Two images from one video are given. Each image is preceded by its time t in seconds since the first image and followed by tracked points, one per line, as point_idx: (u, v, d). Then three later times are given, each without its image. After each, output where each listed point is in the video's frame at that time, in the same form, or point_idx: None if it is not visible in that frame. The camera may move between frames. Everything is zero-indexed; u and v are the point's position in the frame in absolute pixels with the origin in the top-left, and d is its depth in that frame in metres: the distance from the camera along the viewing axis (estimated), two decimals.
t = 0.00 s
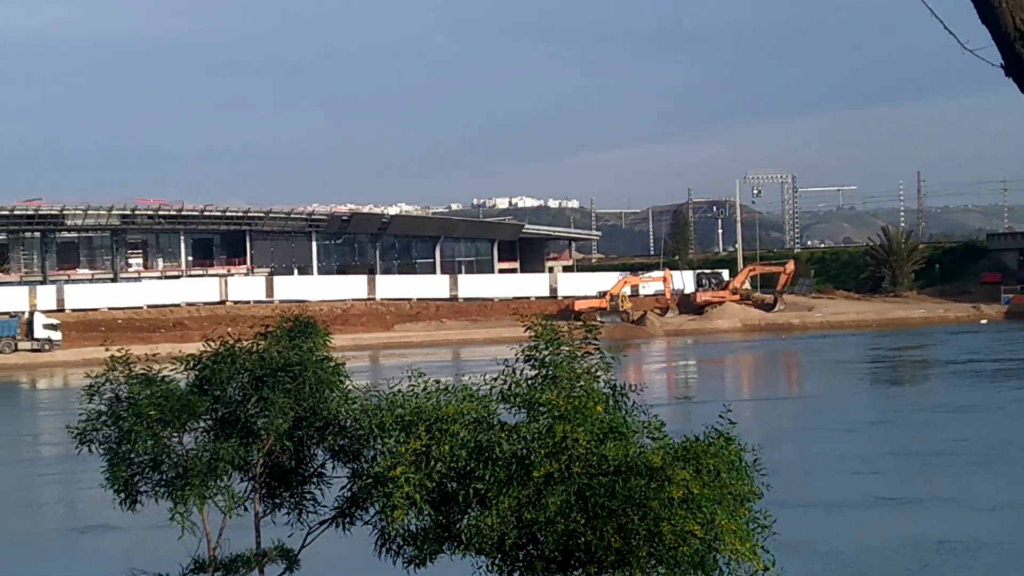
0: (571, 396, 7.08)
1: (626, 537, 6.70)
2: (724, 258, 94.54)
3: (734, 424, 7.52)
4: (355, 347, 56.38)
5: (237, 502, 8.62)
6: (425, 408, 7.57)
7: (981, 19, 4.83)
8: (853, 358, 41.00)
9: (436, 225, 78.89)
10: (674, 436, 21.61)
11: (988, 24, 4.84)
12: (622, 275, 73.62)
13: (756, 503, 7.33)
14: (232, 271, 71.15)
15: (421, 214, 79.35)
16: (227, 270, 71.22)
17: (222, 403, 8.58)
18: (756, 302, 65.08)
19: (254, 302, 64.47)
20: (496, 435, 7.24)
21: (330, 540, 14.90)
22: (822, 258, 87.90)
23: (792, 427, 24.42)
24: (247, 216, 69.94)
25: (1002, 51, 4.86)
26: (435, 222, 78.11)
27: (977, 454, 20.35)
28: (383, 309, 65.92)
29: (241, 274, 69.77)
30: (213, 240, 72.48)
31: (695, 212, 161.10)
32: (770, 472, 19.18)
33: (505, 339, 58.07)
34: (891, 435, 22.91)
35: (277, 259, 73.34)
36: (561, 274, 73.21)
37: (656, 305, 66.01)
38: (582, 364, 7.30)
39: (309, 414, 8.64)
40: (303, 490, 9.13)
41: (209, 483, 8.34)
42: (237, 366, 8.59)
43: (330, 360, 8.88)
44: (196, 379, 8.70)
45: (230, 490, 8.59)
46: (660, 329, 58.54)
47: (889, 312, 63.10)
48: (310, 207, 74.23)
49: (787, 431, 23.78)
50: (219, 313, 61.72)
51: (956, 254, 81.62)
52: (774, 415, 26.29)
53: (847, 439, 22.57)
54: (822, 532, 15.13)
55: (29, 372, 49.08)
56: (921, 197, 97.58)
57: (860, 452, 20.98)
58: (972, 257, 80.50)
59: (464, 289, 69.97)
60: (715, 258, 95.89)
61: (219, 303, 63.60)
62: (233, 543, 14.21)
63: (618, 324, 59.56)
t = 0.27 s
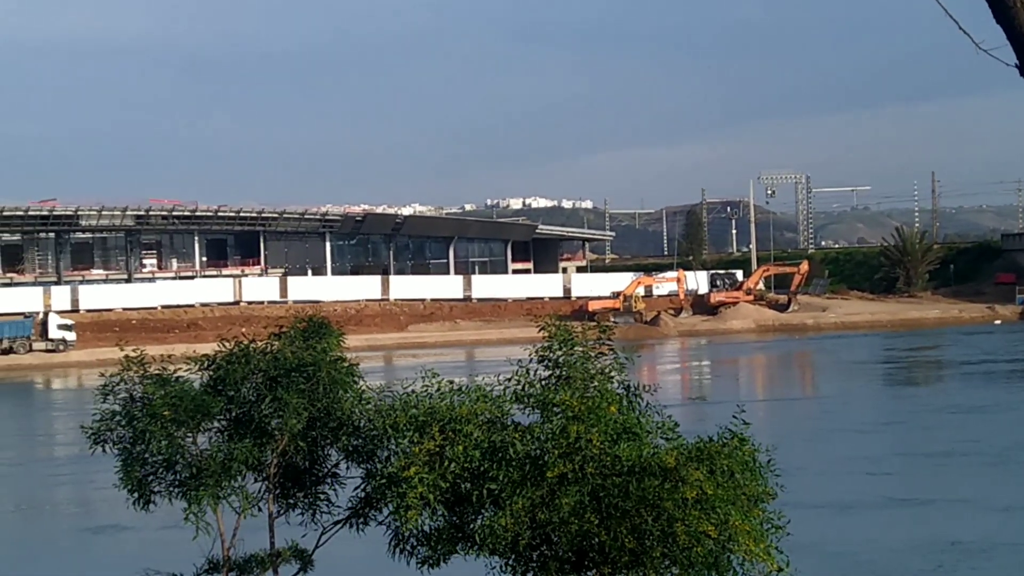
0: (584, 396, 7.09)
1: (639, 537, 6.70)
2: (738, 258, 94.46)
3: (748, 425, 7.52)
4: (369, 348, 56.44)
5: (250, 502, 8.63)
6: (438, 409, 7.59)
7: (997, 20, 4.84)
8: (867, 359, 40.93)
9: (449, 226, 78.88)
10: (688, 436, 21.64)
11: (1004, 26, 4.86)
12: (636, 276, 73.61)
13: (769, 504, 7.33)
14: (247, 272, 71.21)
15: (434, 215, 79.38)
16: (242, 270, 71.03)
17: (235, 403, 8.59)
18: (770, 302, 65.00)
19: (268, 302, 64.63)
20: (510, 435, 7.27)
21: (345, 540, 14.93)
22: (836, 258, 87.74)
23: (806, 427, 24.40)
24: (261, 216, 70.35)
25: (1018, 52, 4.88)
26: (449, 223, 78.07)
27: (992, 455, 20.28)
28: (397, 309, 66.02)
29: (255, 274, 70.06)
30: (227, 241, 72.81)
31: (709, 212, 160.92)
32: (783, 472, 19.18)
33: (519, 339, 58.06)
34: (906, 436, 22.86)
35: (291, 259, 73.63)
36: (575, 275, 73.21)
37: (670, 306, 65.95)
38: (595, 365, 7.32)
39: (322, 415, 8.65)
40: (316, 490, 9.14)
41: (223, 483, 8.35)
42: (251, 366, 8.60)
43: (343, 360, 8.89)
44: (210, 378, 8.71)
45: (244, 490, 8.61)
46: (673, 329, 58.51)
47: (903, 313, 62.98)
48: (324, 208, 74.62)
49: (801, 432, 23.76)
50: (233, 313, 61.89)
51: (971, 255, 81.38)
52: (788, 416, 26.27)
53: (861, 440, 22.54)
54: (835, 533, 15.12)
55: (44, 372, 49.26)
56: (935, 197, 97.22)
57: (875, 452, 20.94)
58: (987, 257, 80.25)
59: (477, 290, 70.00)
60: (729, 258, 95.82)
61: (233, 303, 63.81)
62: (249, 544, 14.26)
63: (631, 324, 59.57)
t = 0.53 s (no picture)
0: (594, 396, 7.11)
1: (648, 537, 6.72)
2: (747, 258, 94.40)
3: (758, 424, 7.53)
4: (377, 348, 56.42)
5: (260, 502, 8.62)
6: (447, 408, 7.61)
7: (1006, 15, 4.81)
8: (876, 359, 40.86)
9: (459, 226, 78.76)
10: (697, 437, 21.66)
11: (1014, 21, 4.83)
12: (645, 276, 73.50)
13: (778, 504, 7.33)
14: (255, 272, 71.34)
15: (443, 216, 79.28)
16: (250, 271, 71.33)
17: (244, 403, 8.59)
18: (779, 302, 64.91)
19: (277, 302, 64.72)
20: (519, 435, 7.29)
21: (355, 540, 14.95)
22: (845, 259, 87.60)
23: (814, 427, 24.38)
24: (270, 216, 70.67)
25: None
26: (457, 223, 77.98)
27: (1001, 455, 20.25)
28: (405, 310, 66.04)
29: (264, 274, 70.30)
30: (235, 242, 72.60)
31: (717, 212, 160.99)
32: (791, 472, 19.18)
33: (528, 339, 58.00)
34: (914, 436, 22.81)
35: (299, 259, 73.79)
36: (583, 275, 73.17)
37: (679, 307, 65.93)
38: (604, 365, 7.35)
39: (331, 414, 8.66)
40: (325, 490, 9.14)
41: (232, 483, 8.35)
42: (260, 366, 8.60)
43: (353, 360, 8.89)
44: (219, 378, 8.71)
45: (253, 490, 8.62)
46: (682, 329, 58.46)
47: (912, 313, 62.89)
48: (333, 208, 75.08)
49: (809, 432, 23.76)
50: (241, 313, 62.00)
51: (980, 255, 81.20)
52: (796, 416, 26.26)
53: (869, 440, 22.54)
54: (843, 533, 15.12)
55: (52, 372, 49.33)
56: (944, 197, 97.06)
57: (883, 453, 20.93)
58: (996, 257, 80.07)
59: (485, 290, 69.98)
60: (738, 258, 95.75)
61: (241, 304, 63.93)
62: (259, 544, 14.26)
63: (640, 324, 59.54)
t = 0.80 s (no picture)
0: (601, 396, 7.13)
1: (656, 537, 6.73)
2: (755, 258, 94.29)
3: (765, 425, 7.53)
4: (385, 348, 56.45)
5: (268, 502, 8.64)
6: (454, 409, 7.62)
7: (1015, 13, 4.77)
8: (884, 359, 40.82)
9: (466, 226, 78.56)
10: (705, 437, 21.66)
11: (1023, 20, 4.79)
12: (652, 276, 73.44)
13: (786, 504, 7.32)
14: (263, 272, 72.07)
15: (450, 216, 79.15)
16: (258, 271, 72.12)
17: (252, 403, 8.59)
18: (786, 302, 64.82)
19: (284, 302, 64.85)
20: (526, 435, 7.30)
21: (363, 539, 14.96)
22: (853, 259, 87.49)
23: (821, 427, 24.37)
24: (277, 216, 70.77)
25: None
26: (466, 223, 77.73)
27: (1008, 456, 20.23)
28: (412, 310, 66.04)
29: (272, 275, 70.54)
30: (243, 242, 72.80)
31: (725, 212, 160.94)
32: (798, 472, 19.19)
33: (535, 339, 58.00)
34: (922, 437, 22.79)
35: (307, 260, 73.88)
36: (590, 275, 73.16)
37: (687, 307, 65.95)
38: (611, 365, 7.37)
39: (339, 415, 8.66)
40: (333, 491, 9.14)
41: (240, 483, 8.37)
42: (268, 366, 8.60)
43: (360, 361, 8.89)
44: (227, 378, 8.72)
45: (261, 490, 8.64)
46: (689, 329, 58.43)
47: (920, 313, 62.80)
48: (341, 208, 74.92)
49: (817, 432, 23.73)
50: (249, 313, 62.18)
51: (988, 255, 81.05)
52: (803, 416, 26.26)
53: (877, 440, 22.52)
54: (851, 533, 15.11)
55: (60, 372, 49.40)
56: (953, 197, 96.85)
57: (891, 453, 20.92)
58: (1005, 257, 79.92)
59: (493, 290, 69.87)
60: (746, 258, 95.68)
61: (249, 304, 64.09)
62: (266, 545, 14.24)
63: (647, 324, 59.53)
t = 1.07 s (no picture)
0: (609, 397, 7.15)
1: (665, 538, 6.76)
2: (763, 258, 94.26)
3: (774, 425, 7.53)
4: (393, 348, 56.48)
5: (276, 502, 8.66)
6: (463, 408, 7.64)
7: None
8: (892, 360, 40.79)
9: (475, 226, 78.61)
10: (714, 437, 21.67)
11: None
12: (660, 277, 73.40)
13: (794, 504, 7.33)
14: (272, 272, 71.91)
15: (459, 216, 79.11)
16: (266, 271, 71.95)
17: (261, 402, 8.60)
18: (795, 303, 64.74)
19: (292, 302, 64.82)
20: (535, 436, 7.32)
21: (371, 539, 14.98)
22: (861, 259, 87.43)
23: (829, 428, 24.35)
24: (286, 216, 70.91)
25: None
26: (474, 223, 77.81)
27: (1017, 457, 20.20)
28: (421, 310, 66.03)
29: (280, 275, 70.61)
30: (252, 242, 72.76)
31: (733, 212, 160.92)
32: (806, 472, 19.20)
33: (543, 339, 58.00)
34: (931, 437, 22.76)
35: (315, 260, 73.98)
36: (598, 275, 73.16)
37: (695, 307, 65.92)
38: (620, 365, 7.38)
39: (348, 415, 8.68)
40: (341, 491, 9.16)
41: (249, 483, 8.39)
42: (277, 366, 8.60)
43: (369, 361, 8.90)
44: (236, 378, 8.72)
45: (270, 491, 8.66)
46: (698, 330, 58.40)
47: (928, 313, 62.75)
48: (349, 209, 75.06)
49: (826, 432, 23.75)
50: (258, 313, 62.20)
51: (997, 255, 80.93)
52: (812, 416, 26.26)
53: (886, 440, 22.51)
54: (860, 533, 15.11)
55: (69, 372, 49.45)
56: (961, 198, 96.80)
57: (900, 454, 20.89)
58: (1014, 257, 79.80)
59: (501, 290, 69.85)
60: (754, 259, 95.66)
61: (257, 304, 64.07)
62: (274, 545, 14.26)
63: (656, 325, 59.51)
